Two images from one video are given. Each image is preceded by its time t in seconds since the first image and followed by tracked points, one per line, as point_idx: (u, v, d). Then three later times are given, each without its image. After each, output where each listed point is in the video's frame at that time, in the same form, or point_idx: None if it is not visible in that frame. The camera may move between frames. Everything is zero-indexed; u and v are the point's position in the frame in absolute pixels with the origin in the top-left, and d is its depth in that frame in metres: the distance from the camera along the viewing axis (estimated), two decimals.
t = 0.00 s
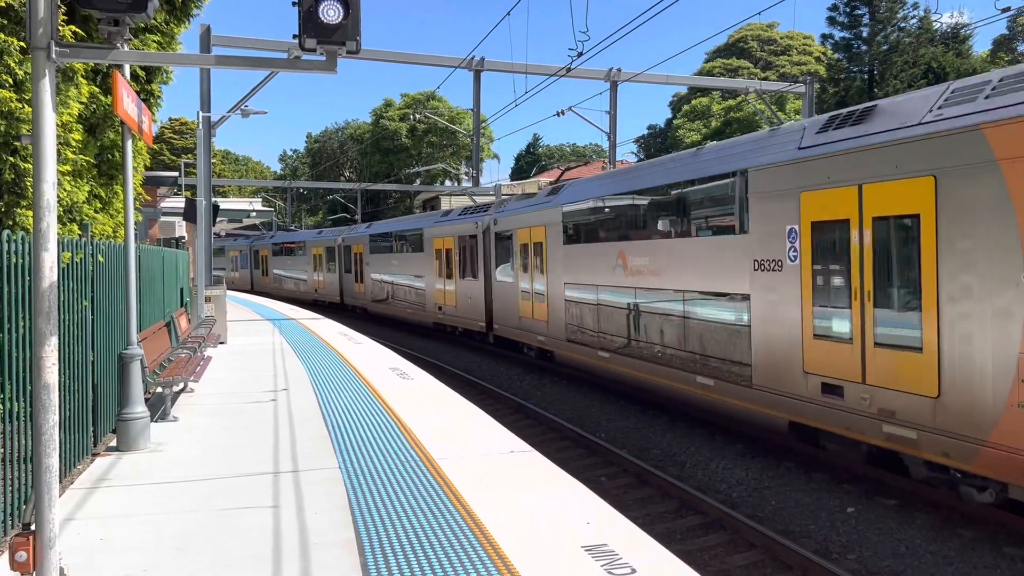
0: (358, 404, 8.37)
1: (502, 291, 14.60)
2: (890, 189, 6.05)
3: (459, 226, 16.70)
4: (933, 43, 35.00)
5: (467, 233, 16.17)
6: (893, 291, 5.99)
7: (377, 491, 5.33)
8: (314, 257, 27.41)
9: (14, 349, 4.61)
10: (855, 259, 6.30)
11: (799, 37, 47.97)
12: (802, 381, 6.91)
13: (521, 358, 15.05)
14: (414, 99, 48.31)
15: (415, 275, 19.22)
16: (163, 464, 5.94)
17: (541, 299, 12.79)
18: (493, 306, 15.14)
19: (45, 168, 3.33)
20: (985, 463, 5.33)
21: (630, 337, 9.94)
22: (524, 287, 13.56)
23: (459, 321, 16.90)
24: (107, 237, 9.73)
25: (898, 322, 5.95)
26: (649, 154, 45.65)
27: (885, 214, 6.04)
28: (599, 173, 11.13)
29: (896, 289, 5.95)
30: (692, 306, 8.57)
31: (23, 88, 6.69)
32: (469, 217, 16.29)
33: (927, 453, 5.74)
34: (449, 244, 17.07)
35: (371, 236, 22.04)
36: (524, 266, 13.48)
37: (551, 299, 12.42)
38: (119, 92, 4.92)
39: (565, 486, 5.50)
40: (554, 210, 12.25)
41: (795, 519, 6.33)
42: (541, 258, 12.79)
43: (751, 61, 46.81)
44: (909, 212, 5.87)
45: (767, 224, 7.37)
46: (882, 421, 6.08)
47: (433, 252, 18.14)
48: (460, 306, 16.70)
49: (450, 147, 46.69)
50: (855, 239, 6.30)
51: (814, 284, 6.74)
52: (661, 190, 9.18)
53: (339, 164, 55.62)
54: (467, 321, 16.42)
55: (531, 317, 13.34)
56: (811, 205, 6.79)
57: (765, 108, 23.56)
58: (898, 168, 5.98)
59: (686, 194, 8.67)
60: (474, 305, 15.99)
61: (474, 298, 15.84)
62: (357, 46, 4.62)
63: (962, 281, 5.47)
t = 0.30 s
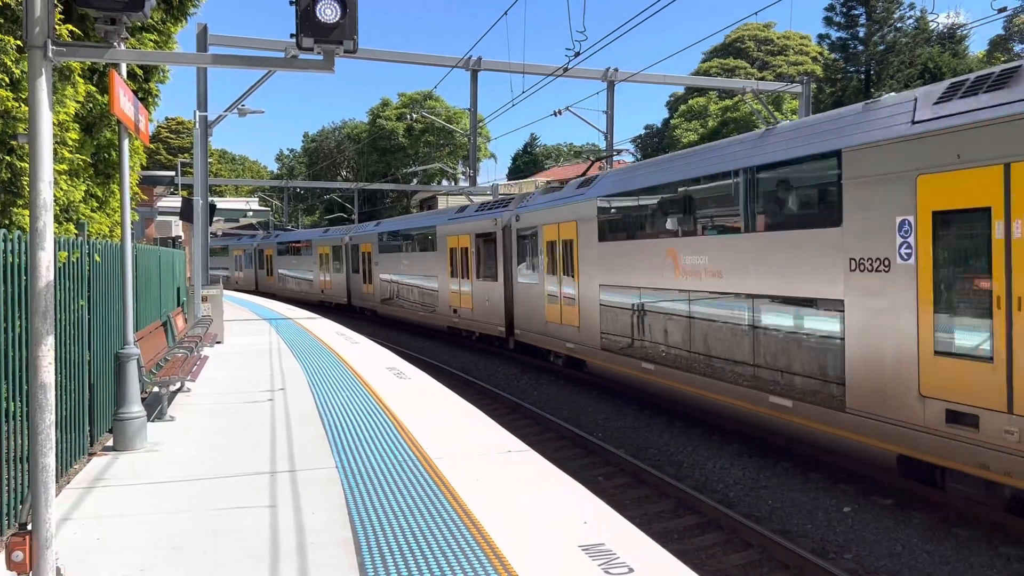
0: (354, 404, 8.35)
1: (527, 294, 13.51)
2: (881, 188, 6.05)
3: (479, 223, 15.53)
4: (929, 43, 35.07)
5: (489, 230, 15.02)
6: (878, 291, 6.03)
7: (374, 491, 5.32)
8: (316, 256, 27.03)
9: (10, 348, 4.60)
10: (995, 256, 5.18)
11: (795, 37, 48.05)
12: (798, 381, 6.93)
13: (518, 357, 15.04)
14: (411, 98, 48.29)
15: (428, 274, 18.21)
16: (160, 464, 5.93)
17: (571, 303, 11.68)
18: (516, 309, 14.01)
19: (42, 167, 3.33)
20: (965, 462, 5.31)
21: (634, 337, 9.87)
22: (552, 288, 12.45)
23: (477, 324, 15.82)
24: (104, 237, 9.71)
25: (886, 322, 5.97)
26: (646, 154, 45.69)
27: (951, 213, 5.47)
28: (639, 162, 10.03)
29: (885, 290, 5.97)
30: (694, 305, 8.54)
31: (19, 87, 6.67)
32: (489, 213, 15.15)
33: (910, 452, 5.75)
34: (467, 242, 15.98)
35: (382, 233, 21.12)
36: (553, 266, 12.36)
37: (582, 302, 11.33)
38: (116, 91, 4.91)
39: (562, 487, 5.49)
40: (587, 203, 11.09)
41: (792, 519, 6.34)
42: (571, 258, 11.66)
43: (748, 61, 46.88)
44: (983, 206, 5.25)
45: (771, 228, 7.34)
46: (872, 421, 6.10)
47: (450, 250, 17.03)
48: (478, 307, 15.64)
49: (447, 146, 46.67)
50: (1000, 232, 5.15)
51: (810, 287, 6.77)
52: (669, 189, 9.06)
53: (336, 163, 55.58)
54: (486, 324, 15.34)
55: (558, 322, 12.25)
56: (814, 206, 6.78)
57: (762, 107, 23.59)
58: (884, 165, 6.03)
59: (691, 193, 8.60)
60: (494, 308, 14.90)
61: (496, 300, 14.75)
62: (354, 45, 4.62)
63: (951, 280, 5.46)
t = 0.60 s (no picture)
0: (352, 404, 8.34)
1: (554, 297, 12.31)
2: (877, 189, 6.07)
3: (501, 219, 14.31)
4: (926, 43, 35.14)
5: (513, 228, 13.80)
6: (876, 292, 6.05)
7: (371, 491, 5.32)
8: (322, 255, 26.36)
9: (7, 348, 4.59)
10: None
11: (793, 37, 48.12)
12: (796, 382, 6.95)
13: (515, 356, 15.06)
14: (408, 99, 48.27)
15: (443, 275, 17.23)
16: (158, 464, 5.93)
17: (607, 307, 10.47)
18: (542, 313, 12.79)
19: (39, 167, 3.32)
20: (960, 461, 5.33)
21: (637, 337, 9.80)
22: (584, 291, 11.25)
23: (497, 329, 14.68)
24: (101, 236, 9.69)
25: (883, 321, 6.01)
26: (643, 154, 45.74)
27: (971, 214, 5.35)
28: (692, 148, 8.83)
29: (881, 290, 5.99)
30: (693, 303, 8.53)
31: (16, 86, 6.66)
32: (511, 209, 13.96)
33: (907, 452, 5.77)
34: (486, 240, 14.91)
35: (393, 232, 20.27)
36: (585, 267, 11.16)
37: (621, 306, 10.12)
38: (113, 90, 4.91)
39: (559, 487, 5.49)
40: (629, 195, 9.87)
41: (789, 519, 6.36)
42: (607, 256, 10.44)
43: (745, 61, 46.93)
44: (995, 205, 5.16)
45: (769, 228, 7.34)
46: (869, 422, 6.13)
47: (468, 250, 15.95)
48: (499, 311, 14.50)
49: (445, 146, 46.66)
50: None
51: (807, 287, 6.79)
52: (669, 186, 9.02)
53: (333, 163, 55.56)
54: (506, 329, 14.24)
55: (591, 328, 11.02)
56: (812, 206, 6.80)
57: (759, 107, 23.62)
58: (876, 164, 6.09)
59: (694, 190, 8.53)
60: (517, 312, 13.71)
61: (520, 303, 13.58)
62: (352, 45, 4.62)
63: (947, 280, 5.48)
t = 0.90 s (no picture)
0: (350, 404, 8.35)
1: (587, 301, 11.18)
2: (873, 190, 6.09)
3: (526, 215, 13.12)
4: (924, 44, 35.18)
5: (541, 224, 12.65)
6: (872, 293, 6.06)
7: (370, 491, 5.33)
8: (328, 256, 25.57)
9: (4, 348, 4.58)
10: None
11: (791, 38, 48.17)
12: (794, 381, 6.96)
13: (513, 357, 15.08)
14: (406, 99, 48.27)
15: (458, 276, 16.16)
16: (157, 465, 5.93)
17: (652, 313, 9.34)
18: (573, 318, 11.69)
19: (37, 167, 3.32)
20: (957, 461, 5.34)
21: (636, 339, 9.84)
22: (623, 295, 10.12)
23: (519, 334, 13.61)
24: (99, 237, 9.68)
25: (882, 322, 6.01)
26: (641, 154, 45.77)
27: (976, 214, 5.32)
28: (762, 130, 7.66)
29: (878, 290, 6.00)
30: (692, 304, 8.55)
31: (14, 86, 6.65)
32: (538, 204, 12.81)
33: (906, 453, 5.78)
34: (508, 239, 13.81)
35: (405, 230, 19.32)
36: (626, 267, 9.99)
37: (668, 313, 8.98)
38: (111, 91, 4.91)
39: (558, 487, 5.49)
40: (682, 185, 8.69)
41: (788, 519, 6.37)
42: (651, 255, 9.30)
43: (743, 62, 46.97)
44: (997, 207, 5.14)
45: (766, 228, 7.38)
46: (870, 422, 6.14)
47: (487, 249, 14.84)
48: (521, 315, 13.42)
49: (443, 146, 46.63)
50: None
51: (804, 288, 6.81)
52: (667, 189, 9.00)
53: (331, 164, 55.51)
54: (529, 335, 13.17)
55: (633, 337, 9.88)
56: (810, 206, 6.82)
57: (757, 107, 23.59)
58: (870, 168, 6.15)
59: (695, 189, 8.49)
60: (543, 316, 12.63)
61: (548, 308, 12.48)
62: (350, 45, 4.61)
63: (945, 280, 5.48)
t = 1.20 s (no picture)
0: (349, 405, 8.35)
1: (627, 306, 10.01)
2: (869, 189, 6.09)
3: (555, 210, 11.99)
4: (923, 45, 35.24)
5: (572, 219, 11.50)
6: (868, 293, 6.07)
7: (369, 491, 5.34)
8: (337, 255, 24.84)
9: (4, 349, 4.58)
10: None
11: (790, 39, 48.23)
12: (791, 381, 6.97)
13: (511, 357, 15.10)
14: (405, 99, 48.30)
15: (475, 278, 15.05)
16: (156, 465, 5.93)
17: (709, 321, 8.15)
18: (609, 326, 10.51)
19: (37, 168, 3.32)
20: (956, 461, 5.35)
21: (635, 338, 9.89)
22: (672, 300, 8.97)
23: (545, 341, 12.47)
24: (98, 238, 9.68)
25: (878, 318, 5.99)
26: (640, 155, 45.81)
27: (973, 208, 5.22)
28: (853, 105, 6.56)
29: (874, 290, 6.01)
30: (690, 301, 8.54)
31: (14, 86, 6.64)
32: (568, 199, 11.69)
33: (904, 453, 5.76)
34: (533, 238, 12.71)
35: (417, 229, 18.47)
36: (677, 268, 8.84)
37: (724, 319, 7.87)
38: (110, 92, 4.92)
39: (557, 487, 5.50)
40: (746, 173, 7.59)
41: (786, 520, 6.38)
42: (705, 253, 8.20)
43: (742, 62, 47.02)
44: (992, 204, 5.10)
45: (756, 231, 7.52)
46: (865, 421, 6.13)
47: (508, 248, 13.70)
48: (548, 320, 12.32)
49: (442, 147, 46.62)
50: None
51: (802, 287, 6.80)
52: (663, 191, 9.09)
53: (331, 164, 55.52)
54: (555, 342, 12.11)
55: (686, 347, 8.69)
56: (803, 207, 6.89)
57: (756, 108, 23.60)
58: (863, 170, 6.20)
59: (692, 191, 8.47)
60: (572, 322, 11.54)
61: (581, 313, 11.34)
62: (349, 45, 4.61)
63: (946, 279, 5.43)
